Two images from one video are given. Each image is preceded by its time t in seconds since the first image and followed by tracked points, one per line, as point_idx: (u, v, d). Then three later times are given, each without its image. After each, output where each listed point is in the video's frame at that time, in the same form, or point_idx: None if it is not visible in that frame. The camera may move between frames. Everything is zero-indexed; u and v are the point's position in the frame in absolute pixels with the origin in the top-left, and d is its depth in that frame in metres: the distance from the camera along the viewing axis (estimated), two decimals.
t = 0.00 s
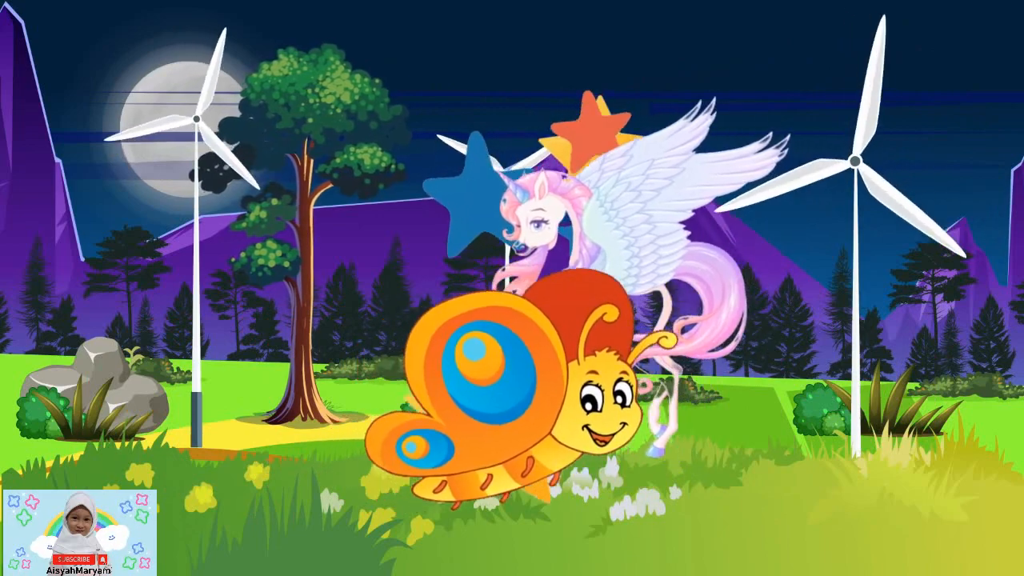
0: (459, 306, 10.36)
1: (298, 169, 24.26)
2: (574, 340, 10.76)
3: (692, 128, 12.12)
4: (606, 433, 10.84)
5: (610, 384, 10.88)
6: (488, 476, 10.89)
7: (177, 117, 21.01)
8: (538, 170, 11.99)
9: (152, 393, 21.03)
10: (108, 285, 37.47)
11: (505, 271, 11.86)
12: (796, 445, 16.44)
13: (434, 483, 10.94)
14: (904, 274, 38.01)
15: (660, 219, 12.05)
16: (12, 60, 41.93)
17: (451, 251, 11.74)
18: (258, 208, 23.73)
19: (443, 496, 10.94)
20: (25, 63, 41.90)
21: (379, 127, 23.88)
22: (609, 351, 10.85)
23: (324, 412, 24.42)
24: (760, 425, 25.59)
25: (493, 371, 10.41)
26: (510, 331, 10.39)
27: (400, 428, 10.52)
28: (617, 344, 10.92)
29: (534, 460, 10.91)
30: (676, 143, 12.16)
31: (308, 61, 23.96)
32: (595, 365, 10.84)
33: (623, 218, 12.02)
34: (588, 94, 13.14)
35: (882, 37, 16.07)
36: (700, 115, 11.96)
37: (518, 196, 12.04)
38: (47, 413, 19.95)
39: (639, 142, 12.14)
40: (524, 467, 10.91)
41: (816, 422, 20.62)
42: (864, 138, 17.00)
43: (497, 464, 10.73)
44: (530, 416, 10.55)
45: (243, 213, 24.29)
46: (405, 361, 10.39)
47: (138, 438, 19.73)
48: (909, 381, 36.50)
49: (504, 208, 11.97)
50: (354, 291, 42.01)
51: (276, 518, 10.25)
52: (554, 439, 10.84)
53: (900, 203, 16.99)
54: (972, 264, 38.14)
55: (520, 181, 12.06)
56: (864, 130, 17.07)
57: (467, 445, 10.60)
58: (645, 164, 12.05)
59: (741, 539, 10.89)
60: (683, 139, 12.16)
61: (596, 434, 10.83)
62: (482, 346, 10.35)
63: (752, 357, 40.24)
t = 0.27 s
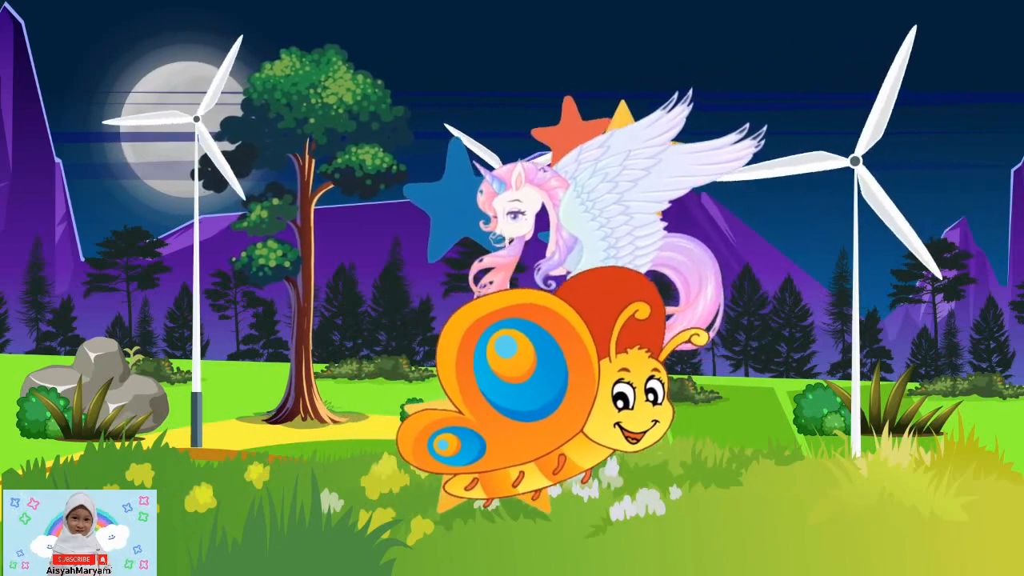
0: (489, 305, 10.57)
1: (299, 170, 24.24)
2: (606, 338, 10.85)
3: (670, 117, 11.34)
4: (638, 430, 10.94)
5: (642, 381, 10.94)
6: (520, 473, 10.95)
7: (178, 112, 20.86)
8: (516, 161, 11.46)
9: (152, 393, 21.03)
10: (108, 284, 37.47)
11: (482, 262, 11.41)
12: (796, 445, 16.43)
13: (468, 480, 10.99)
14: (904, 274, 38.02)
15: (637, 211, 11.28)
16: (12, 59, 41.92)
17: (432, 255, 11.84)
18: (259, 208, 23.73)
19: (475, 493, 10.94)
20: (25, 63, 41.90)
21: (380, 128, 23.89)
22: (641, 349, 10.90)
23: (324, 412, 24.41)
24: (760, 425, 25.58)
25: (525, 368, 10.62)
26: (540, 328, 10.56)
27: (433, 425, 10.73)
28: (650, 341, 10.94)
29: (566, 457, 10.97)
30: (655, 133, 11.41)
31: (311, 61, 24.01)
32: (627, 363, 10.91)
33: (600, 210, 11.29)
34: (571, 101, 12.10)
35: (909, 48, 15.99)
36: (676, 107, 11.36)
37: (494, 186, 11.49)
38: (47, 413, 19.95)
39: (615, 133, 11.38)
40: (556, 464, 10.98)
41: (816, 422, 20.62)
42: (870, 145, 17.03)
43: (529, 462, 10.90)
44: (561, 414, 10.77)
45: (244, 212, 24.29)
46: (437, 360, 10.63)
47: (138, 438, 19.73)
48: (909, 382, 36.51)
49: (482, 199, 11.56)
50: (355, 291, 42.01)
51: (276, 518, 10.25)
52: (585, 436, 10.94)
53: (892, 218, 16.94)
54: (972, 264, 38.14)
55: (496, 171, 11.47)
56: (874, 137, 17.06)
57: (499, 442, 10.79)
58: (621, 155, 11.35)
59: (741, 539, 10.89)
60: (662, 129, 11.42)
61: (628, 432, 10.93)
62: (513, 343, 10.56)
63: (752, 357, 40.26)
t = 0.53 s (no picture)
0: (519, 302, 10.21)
1: (301, 169, 24.25)
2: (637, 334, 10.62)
3: (646, 108, 11.20)
4: (670, 428, 10.67)
5: (673, 378, 10.68)
6: (551, 471, 10.74)
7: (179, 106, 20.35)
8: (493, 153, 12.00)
9: (152, 393, 21.03)
10: (108, 285, 37.45)
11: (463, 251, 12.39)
12: (796, 445, 16.43)
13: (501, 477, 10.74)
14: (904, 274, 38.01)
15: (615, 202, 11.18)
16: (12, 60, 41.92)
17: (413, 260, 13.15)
18: (260, 207, 23.73)
19: (506, 491, 10.71)
20: (25, 63, 41.90)
21: (382, 129, 23.90)
22: (673, 346, 10.62)
23: (324, 412, 24.40)
24: (761, 425, 25.58)
25: (556, 366, 10.31)
26: (571, 326, 10.23)
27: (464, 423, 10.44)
28: (681, 338, 10.68)
29: (597, 455, 10.72)
30: (630, 126, 11.32)
31: (313, 61, 24.03)
32: (659, 360, 10.63)
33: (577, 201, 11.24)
34: (547, 103, 12.65)
35: (934, 60, 15.86)
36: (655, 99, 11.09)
37: (471, 177, 12.28)
38: (47, 413, 19.95)
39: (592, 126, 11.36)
40: (587, 462, 10.71)
41: (816, 422, 20.61)
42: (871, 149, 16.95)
43: (561, 460, 10.61)
44: (592, 411, 10.43)
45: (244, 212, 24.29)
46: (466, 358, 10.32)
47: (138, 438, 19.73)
48: (910, 382, 36.51)
49: (458, 190, 12.24)
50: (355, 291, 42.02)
51: (276, 518, 10.25)
52: (617, 433, 10.70)
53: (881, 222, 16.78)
54: (972, 264, 38.15)
55: (471, 164, 12.24)
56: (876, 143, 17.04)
57: (531, 439, 10.48)
58: (598, 148, 11.23)
59: (741, 539, 10.89)
60: (638, 122, 11.27)
61: (660, 430, 10.68)
62: (544, 341, 10.23)
63: (752, 357, 40.27)
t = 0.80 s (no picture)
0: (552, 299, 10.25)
1: (302, 169, 24.23)
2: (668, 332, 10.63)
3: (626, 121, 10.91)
4: (702, 425, 10.74)
5: (704, 376, 10.75)
6: (584, 468, 10.71)
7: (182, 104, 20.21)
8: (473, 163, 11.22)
9: (152, 393, 21.03)
10: (108, 285, 37.44)
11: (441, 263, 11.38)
12: (796, 445, 16.43)
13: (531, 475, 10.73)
14: (904, 274, 37.99)
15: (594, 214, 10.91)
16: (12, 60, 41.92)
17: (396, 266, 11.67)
18: (261, 207, 23.73)
19: (538, 489, 10.69)
20: (25, 63, 41.92)
21: (383, 130, 23.88)
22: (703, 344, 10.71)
23: (324, 412, 24.40)
24: (761, 425, 25.59)
25: (588, 363, 10.31)
26: (604, 323, 10.28)
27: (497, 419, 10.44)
28: (712, 336, 10.76)
29: (629, 453, 10.74)
30: (608, 136, 10.98)
31: (315, 61, 24.04)
32: (690, 357, 10.70)
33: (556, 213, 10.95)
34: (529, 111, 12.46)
35: (949, 82, 15.78)
36: (632, 109, 10.86)
37: (451, 188, 11.28)
38: (47, 413, 19.95)
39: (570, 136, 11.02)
40: (619, 460, 10.73)
41: (816, 422, 20.61)
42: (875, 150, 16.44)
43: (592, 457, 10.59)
44: (624, 409, 10.44)
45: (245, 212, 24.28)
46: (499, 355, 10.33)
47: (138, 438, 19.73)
48: (910, 382, 36.49)
49: (437, 203, 11.38)
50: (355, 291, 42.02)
51: (276, 518, 10.25)
52: (648, 431, 10.75)
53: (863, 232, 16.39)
54: (972, 264, 38.13)
55: (453, 173, 11.25)
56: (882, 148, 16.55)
57: (562, 437, 10.46)
58: (576, 159, 10.92)
59: (741, 539, 10.89)
60: (616, 133, 10.95)
61: (691, 427, 10.74)
62: (576, 338, 10.26)
63: (752, 357, 40.26)
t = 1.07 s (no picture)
0: (584, 296, 10.21)
1: (302, 169, 24.22)
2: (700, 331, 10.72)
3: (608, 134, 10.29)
4: (733, 423, 10.82)
5: (736, 373, 10.85)
6: (615, 466, 10.84)
7: (186, 104, 20.16)
8: (452, 178, 10.55)
9: (152, 393, 21.03)
10: (108, 285, 37.45)
11: (419, 277, 10.73)
12: (796, 445, 16.43)
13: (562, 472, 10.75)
14: (904, 274, 37.99)
15: (575, 229, 10.28)
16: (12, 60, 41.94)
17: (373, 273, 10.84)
18: (262, 206, 23.73)
19: (569, 486, 10.76)
20: (25, 63, 41.95)
21: (385, 130, 23.86)
22: (735, 341, 10.80)
23: (324, 412, 24.40)
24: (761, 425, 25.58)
25: (618, 361, 10.25)
26: (635, 321, 10.28)
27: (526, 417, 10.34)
28: (744, 334, 10.85)
29: (660, 450, 10.86)
30: (590, 149, 10.37)
31: (316, 61, 24.04)
32: (722, 355, 10.80)
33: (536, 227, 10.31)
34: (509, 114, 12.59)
35: (962, 109, 15.52)
36: (616, 122, 10.32)
37: (430, 203, 10.59)
38: (47, 413, 19.96)
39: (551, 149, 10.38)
40: (650, 457, 10.84)
41: (816, 422, 20.60)
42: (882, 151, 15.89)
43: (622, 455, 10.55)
44: (656, 406, 10.40)
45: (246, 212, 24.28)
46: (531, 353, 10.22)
47: (139, 438, 19.73)
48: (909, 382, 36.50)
49: (415, 217, 10.62)
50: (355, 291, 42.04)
51: (276, 518, 10.24)
52: (680, 429, 10.81)
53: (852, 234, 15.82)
54: (972, 265, 38.15)
55: (431, 187, 10.58)
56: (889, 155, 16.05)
57: (595, 435, 10.38)
58: (557, 173, 10.30)
59: (741, 539, 10.89)
60: (599, 146, 10.36)
61: (723, 425, 10.82)
62: (608, 336, 10.22)
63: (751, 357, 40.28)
